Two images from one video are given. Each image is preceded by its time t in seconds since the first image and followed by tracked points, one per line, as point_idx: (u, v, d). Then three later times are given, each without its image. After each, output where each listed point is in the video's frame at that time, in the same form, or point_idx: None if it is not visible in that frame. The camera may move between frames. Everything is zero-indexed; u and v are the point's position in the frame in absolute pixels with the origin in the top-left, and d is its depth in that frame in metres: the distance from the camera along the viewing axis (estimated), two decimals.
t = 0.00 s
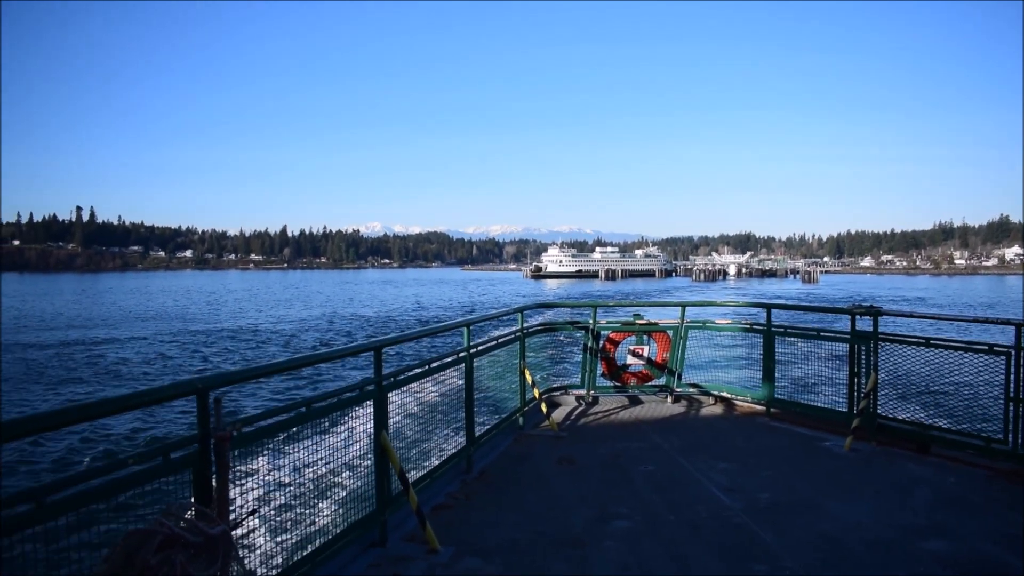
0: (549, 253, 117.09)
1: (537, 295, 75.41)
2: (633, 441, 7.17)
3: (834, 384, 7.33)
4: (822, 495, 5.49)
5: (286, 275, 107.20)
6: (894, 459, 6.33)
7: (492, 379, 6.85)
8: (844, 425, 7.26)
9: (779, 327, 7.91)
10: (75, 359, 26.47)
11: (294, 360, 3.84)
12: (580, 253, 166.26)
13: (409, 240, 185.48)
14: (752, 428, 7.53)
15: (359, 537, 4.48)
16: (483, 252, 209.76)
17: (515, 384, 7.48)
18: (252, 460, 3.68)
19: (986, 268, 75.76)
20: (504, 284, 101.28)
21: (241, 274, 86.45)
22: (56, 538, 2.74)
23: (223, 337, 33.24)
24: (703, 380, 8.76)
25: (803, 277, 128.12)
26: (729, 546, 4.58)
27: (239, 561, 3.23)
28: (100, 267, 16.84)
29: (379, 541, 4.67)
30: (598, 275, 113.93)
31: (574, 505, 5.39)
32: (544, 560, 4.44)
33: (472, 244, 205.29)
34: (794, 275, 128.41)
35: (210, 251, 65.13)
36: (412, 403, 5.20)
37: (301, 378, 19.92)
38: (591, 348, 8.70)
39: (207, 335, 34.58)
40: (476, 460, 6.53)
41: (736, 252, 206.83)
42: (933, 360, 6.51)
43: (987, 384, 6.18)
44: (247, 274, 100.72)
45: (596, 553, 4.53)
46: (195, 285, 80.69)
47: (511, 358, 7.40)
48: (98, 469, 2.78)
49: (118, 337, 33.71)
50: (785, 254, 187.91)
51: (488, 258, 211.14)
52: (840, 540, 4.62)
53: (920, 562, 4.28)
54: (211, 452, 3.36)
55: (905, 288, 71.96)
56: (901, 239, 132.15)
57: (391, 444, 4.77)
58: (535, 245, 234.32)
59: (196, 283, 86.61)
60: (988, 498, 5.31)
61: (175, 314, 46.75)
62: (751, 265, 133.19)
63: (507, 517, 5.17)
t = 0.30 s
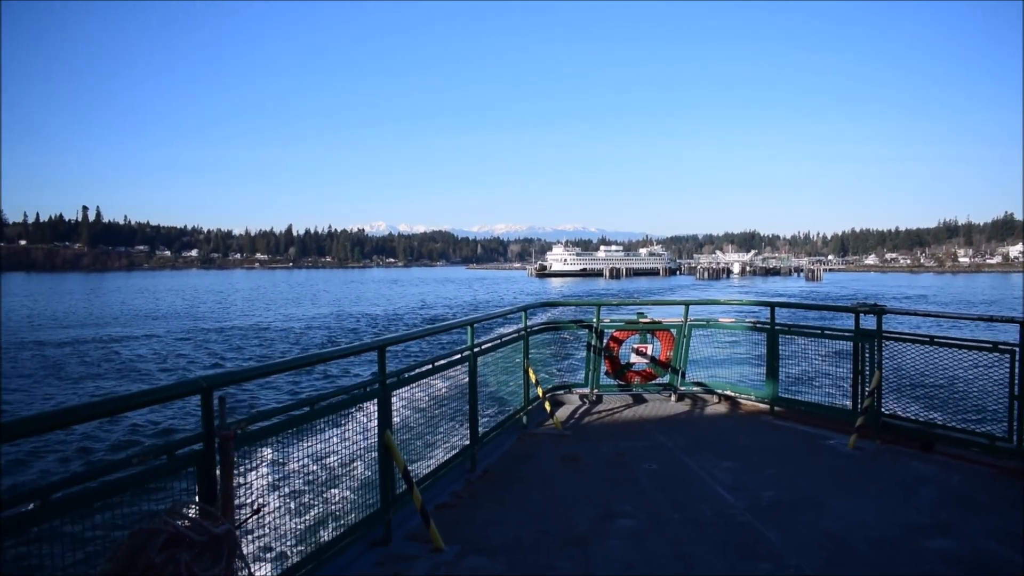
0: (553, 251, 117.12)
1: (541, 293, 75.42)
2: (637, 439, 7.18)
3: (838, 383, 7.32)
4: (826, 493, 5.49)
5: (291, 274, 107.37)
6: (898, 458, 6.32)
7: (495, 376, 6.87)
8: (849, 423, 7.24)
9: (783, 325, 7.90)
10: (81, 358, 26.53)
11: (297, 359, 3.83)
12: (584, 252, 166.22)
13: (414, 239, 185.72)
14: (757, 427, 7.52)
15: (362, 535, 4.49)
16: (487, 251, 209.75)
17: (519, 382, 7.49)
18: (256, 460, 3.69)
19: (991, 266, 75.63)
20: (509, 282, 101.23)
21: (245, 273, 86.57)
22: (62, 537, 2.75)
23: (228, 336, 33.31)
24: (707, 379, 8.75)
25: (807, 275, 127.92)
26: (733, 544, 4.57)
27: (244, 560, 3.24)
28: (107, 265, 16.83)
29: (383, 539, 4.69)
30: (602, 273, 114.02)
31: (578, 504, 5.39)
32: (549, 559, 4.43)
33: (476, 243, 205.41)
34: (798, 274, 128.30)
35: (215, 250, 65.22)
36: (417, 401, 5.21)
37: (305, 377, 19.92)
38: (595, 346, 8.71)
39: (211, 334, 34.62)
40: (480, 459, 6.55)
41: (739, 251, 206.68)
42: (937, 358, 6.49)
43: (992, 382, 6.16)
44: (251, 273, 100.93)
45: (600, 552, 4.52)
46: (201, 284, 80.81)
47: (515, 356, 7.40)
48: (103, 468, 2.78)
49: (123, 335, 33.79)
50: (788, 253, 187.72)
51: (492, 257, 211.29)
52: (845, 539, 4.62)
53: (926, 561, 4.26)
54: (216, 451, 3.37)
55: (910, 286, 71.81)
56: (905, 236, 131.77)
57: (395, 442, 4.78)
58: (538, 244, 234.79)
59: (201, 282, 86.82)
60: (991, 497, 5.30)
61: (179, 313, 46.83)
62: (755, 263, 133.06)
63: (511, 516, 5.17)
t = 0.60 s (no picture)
0: (555, 250, 117.13)
1: (543, 292, 75.45)
2: (639, 439, 7.17)
3: (840, 382, 7.31)
4: (827, 493, 5.49)
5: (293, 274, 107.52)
6: (899, 457, 6.30)
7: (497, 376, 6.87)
8: (850, 422, 7.24)
9: (785, 324, 7.89)
10: (83, 356, 26.57)
11: (298, 359, 3.83)
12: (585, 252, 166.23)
13: (416, 238, 185.83)
14: (759, 426, 7.52)
15: (364, 534, 4.50)
16: (489, 250, 209.87)
17: (520, 381, 7.49)
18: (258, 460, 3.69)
19: (993, 264, 75.62)
20: (511, 282, 101.27)
21: (248, 272, 86.69)
22: (64, 536, 2.76)
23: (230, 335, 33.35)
24: (708, 378, 8.75)
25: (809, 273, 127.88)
26: (734, 544, 4.57)
27: (246, 560, 3.25)
28: (110, 265, 16.86)
29: (386, 538, 4.69)
30: (604, 272, 114.03)
31: (579, 504, 5.39)
32: (550, 559, 4.43)
33: (478, 243, 205.61)
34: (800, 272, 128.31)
35: (218, 249, 65.35)
36: (418, 401, 5.21)
37: (306, 376, 19.93)
38: (596, 346, 8.70)
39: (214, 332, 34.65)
40: (482, 458, 6.55)
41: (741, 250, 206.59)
42: (939, 357, 6.48)
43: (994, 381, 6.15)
44: (254, 272, 101.11)
45: (602, 551, 4.52)
46: (203, 283, 80.88)
47: (517, 356, 7.39)
48: (105, 468, 2.79)
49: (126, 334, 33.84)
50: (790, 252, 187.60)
51: (494, 256, 211.36)
52: (847, 538, 4.61)
53: (928, 561, 4.25)
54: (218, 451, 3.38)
55: (912, 285, 71.79)
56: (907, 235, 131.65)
57: (397, 442, 4.79)
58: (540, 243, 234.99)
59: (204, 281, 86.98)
60: (993, 496, 5.29)
61: (181, 311, 46.86)
62: (757, 262, 133.06)
63: (512, 516, 5.16)
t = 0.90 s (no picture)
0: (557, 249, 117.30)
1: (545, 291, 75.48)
2: (641, 438, 7.18)
3: (841, 381, 7.31)
4: (829, 491, 5.49)
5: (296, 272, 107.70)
6: (901, 456, 6.30)
7: (499, 374, 6.88)
8: (852, 421, 7.23)
9: (787, 323, 7.88)
10: (86, 354, 26.63)
11: (301, 358, 3.83)
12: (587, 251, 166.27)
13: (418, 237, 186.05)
14: (760, 425, 7.52)
15: (366, 533, 4.51)
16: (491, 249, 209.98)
17: (522, 380, 7.50)
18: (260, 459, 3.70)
19: (995, 263, 75.63)
20: (513, 281, 101.37)
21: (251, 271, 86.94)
22: (66, 534, 2.75)
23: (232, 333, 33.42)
24: (710, 376, 8.75)
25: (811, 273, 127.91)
26: (736, 543, 4.56)
27: (248, 559, 3.26)
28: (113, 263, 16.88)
29: (387, 537, 4.70)
30: (606, 271, 114.11)
31: (580, 503, 5.39)
32: (551, 558, 4.43)
33: (480, 242, 205.85)
34: (802, 271, 128.17)
35: (222, 248, 65.51)
36: (420, 400, 5.22)
37: (309, 375, 19.96)
38: (598, 344, 8.71)
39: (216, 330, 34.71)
40: (484, 457, 6.55)
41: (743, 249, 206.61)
42: (940, 356, 6.48)
43: (995, 380, 6.15)
44: (257, 271, 101.33)
45: (603, 550, 4.53)
46: (207, 282, 81.06)
47: (518, 355, 7.40)
48: (107, 466, 2.79)
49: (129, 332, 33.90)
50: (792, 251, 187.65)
51: (496, 255, 211.50)
52: (849, 537, 4.61)
53: (929, 560, 4.25)
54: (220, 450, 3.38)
55: (914, 283, 71.87)
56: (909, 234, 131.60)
57: (398, 441, 4.80)
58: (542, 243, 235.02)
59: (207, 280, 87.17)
60: (995, 495, 5.28)
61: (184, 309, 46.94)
62: (759, 261, 133.17)
63: (513, 515, 5.16)
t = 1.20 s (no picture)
0: (559, 248, 117.43)
1: (547, 290, 75.47)
2: (642, 437, 7.18)
3: (842, 381, 7.30)
4: (829, 491, 5.49)
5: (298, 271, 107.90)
6: (902, 456, 6.29)
7: (500, 374, 6.88)
8: (853, 420, 7.23)
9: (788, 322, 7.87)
10: (90, 352, 26.70)
11: (302, 357, 3.83)
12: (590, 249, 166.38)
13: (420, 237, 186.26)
14: (762, 425, 7.51)
15: (368, 531, 4.51)
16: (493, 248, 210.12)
17: (523, 379, 7.50)
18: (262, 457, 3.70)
19: (997, 262, 75.60)
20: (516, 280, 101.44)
21: (255, 271, 87.20)
22: (68, 533, 2.76)
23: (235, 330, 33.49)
24: (711, 375, 8.74)
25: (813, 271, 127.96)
26: (736, 543, 4.57)
27: (250, 557, 3.26)
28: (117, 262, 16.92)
29: (388, 536, 4.70)
30: (608, 270, 114.15)
31: (581, 502, 5.40)
32: (551, 557, 4.43)
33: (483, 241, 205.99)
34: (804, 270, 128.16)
35: (226, 247, 65.63)
36: (422, 399, 5.22)
37: (311, 373, 20.00)
38: (600, 343, 8.70)
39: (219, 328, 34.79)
40: (485, 456, 6.55)
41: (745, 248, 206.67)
42: (942, 355, 6.46)
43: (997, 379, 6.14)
44: (260, 270, 101.53)
45: (604, 549, 4.54)
46: (210, 281, 81.25)
47: (520, 354, 7.40)
48: (110, 465, 2.79)
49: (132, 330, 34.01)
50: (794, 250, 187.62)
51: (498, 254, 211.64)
52: (849, 537, 4.61)
53: (930, 559, 4.25)
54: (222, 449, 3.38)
55: (916, 282, 71.91)
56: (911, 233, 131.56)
57: (399, 440, 4.79)
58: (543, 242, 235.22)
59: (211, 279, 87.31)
60: (996, 494, 5.28)
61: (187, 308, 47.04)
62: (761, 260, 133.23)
63: (514, 514, 5.17)
